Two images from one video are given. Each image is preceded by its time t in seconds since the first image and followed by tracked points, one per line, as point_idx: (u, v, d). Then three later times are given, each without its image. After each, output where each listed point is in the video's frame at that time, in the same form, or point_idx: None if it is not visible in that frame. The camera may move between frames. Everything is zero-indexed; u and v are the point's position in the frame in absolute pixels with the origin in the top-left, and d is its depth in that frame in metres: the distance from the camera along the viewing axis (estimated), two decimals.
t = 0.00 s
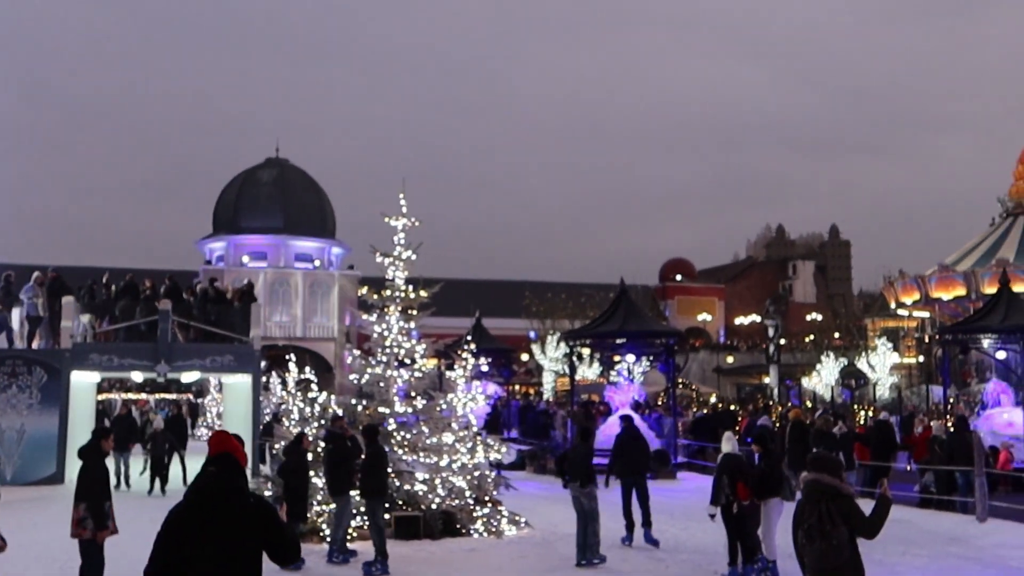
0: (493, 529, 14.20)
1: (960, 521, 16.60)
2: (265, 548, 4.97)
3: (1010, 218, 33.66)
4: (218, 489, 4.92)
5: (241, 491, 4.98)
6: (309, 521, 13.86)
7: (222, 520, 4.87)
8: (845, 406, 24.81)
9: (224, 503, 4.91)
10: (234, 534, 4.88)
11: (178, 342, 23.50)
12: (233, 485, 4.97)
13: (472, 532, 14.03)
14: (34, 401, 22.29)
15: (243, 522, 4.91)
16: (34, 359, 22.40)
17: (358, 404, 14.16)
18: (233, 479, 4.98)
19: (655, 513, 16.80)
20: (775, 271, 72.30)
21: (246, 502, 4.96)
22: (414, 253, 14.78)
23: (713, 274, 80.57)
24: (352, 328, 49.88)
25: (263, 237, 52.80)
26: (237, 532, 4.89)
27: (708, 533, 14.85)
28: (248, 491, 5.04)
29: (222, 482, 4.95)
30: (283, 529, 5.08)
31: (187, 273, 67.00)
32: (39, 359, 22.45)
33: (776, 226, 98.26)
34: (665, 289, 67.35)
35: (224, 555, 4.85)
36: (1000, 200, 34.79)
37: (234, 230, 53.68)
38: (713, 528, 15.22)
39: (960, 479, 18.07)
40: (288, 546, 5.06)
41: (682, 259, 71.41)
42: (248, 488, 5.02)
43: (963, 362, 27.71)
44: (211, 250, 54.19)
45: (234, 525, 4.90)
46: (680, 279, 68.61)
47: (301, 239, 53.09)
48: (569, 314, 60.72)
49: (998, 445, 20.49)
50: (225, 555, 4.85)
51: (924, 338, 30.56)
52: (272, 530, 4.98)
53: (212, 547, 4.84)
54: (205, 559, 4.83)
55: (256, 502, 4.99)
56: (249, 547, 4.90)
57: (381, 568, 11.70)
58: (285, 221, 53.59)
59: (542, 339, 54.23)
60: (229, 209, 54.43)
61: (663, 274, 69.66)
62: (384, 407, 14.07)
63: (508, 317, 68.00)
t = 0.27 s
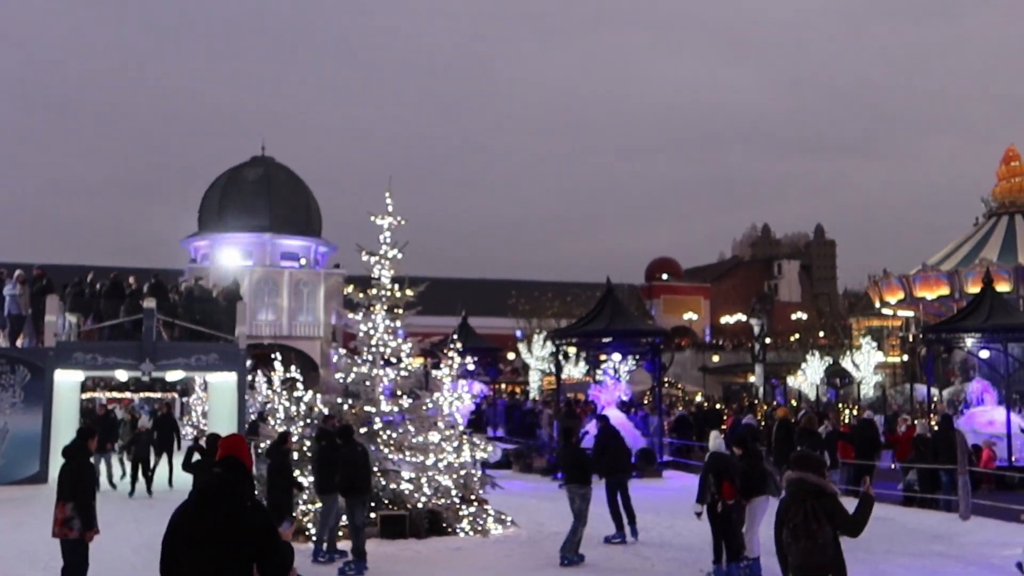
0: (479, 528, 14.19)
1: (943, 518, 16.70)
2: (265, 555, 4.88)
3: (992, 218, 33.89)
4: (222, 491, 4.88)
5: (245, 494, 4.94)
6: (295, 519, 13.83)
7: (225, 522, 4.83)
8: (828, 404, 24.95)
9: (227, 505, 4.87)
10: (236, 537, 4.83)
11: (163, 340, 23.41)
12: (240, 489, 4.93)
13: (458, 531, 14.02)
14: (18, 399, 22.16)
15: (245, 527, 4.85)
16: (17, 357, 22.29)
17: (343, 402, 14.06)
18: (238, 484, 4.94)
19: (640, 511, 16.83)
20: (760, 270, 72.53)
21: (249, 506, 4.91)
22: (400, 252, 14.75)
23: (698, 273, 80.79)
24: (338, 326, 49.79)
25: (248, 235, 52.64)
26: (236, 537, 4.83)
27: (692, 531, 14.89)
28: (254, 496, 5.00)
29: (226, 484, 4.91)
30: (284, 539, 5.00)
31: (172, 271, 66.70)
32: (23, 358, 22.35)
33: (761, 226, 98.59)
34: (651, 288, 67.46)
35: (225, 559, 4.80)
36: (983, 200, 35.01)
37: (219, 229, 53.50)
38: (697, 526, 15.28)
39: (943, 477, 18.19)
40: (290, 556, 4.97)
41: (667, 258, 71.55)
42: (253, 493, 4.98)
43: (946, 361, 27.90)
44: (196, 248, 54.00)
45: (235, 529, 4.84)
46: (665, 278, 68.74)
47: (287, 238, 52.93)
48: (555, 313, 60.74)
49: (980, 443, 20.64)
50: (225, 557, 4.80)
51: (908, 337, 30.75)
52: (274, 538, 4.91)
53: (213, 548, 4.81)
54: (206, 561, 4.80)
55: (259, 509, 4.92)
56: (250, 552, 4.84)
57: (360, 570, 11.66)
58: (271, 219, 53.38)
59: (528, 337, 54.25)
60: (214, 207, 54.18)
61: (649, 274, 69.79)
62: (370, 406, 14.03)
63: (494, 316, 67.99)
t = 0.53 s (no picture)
0: (466, 526, 14.19)
1: (929, 517, 16.76)
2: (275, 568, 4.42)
3: (978, 218, 34.05)
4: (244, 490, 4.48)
5: (266, 497, 4.52)
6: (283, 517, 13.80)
7: (234, 520, 4.42)
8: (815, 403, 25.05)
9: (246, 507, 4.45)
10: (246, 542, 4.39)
11: (150, 338, 23.32)
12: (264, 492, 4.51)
13: (445, 529, 14.03)
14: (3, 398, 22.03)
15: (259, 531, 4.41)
16: (3, 356, 22.18)
17: (331, 401, 14.00)
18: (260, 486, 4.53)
19: (627, 510, 16.85)
20: (748, 269, 72.69)
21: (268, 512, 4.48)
22: (388, 250, 14.74)
23: (686, 272, 80.93)
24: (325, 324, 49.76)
25: (236, 233, 52.46)
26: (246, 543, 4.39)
27: (679, 530, 14.90)
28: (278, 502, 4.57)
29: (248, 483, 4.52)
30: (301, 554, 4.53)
31: (159, 269, 66.48)
32: (9, 356, 22.25)
33: (749, 225, 98.83)
34: (639, 287, 67.55)
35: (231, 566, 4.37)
36: (969, 199, 35.16)
37: (206, 226, 53.29)
38: (684, 525, 15.30)
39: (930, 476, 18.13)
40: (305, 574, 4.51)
41: (655, 257, 71.63)
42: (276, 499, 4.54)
43: (932, 360, 28.02)
44: (184, 245, 53.84)
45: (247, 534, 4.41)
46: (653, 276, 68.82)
47: (274, 236, 52.80)
48: (543, 311, 60.76)
49: (965, 442, 20.72)
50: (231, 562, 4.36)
51: (894, 335, 30.86)
52: (289, 549, 4.45)
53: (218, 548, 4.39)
54: (209, 562, 4.39)
55: (274, 516, 4.48)
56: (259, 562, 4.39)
57: (337, 569, 11.74)
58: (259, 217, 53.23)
59: (516, 335, 54.26)
60: (202, 205, 54.00)
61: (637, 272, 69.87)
62: (358, 404, 13.99)
63: (482, 315, 67.97)
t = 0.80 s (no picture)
0: (455, 524, 14.18)
1: (916, 514, 16.82)
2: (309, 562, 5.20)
3: (965, 218, 34.20)
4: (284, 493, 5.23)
5: (299, 499, 5.28)
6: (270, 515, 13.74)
7: (272, 520, 5.19)
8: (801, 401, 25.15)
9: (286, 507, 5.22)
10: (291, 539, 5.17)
11: (137, 336, 23.21)
12: (300, 495, 5.31)
13: (434, 527, 14.01)
14: None
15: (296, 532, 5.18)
16: None
17: (319, 399, 13.98)
18: (297, 488, 5.30)
19: (616, 508, 16.88)
20: (736, 268, 72.81)
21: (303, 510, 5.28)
22: (377, 248, 14.72)
23: (674, 270, 81.03)
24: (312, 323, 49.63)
25: (224, 231, 52.30)
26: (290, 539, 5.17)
27: (667, 527, 14.95)
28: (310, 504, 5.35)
29: (286, 486, 5.26)
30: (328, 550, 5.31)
31: (146, 267, 66.17)
32: None
33: (737, 224, 99.01)
34: (627, 285, 67.59)
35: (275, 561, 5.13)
36: (956, 199, 35.32)
37: (194, 224, 53.08)
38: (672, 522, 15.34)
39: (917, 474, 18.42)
40: (333, 569, 5.30)
41: (644, 255, 71.68)
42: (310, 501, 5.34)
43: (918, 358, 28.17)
44: (171, 243, 53.60)
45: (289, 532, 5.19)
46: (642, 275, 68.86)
47: (262, 233, 52.63)
48: (532, 309, 60.74)
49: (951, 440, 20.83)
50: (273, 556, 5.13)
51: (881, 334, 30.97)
52: (321, 547, 5.23)
53: (258, 542, 5.16)
54: (250, 552, 5.15)
55: (306, 516, 5.25)
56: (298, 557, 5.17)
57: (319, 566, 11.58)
58: (247, 215, 53.02)
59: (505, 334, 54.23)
60: (189, 202, 53.74)
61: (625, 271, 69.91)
62: (346, 402, 13.95)
63: (471, 313, 67.92)
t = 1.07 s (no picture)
0: (443, 524, 14.19)
1: (902, 513, 16.90)
2: (325, 567, 4.93)
3: (950, 217, 34.38)
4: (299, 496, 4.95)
5: (320, 500, 5.01)
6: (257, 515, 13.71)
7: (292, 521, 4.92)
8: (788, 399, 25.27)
9: (299, 511, 4.95)
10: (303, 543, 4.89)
11: (124, 335, 23.12)
12: (317, 496, 5.01)
13: (422, 526, 14.02)
14: None
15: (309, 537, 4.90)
16: None
17: (307, 398, 13.96)
18: (315, 490, 5.01)
19: (604, 507, 16.91)
20: (724, 267, 73.01)
21: (321, 512, 4.99)
22: (364, 247, 14.69)
23: (662, 269, 81.20)
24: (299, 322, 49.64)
25: (210, 229, 52.12)
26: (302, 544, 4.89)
27: (654, 525, 15.01)
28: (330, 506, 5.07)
29: (301, 488, 4.98)
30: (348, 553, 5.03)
31: (133, 265, 65.91)
32: None
33: (725, 223, 99.29)
34: (615, 284, 67.69)
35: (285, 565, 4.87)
36: (942, 198, 35.50)
37: (181, 222, 52.85)
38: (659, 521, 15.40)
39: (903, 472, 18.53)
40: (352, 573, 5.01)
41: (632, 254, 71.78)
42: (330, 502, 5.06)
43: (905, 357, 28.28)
44: (158, 241, 53.39)
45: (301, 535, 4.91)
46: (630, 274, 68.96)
47: (250, 232, 52.48)
48: (520, 308, 60.78)
49: (937, 439, 20.97)
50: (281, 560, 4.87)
51: (868, 333, 31.10)
52: (340, 551, 4.94)
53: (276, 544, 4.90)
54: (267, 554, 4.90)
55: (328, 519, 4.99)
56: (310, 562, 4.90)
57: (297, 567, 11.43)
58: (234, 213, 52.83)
59: (493, 332, 54.25)
60: (176, 200, 53.51)
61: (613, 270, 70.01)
62: (333, 401, 13.92)
63: (459, 311, 67.90)
